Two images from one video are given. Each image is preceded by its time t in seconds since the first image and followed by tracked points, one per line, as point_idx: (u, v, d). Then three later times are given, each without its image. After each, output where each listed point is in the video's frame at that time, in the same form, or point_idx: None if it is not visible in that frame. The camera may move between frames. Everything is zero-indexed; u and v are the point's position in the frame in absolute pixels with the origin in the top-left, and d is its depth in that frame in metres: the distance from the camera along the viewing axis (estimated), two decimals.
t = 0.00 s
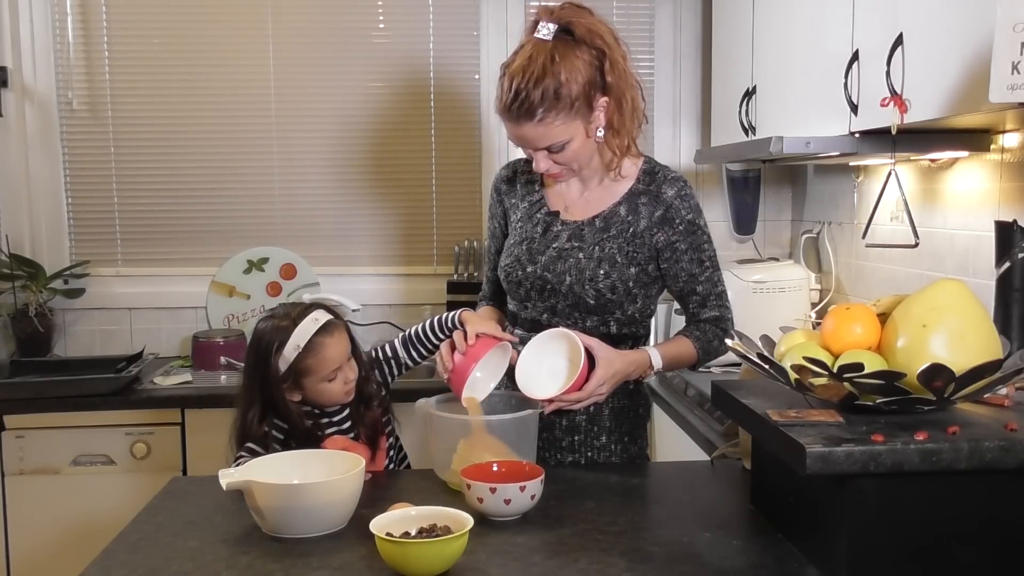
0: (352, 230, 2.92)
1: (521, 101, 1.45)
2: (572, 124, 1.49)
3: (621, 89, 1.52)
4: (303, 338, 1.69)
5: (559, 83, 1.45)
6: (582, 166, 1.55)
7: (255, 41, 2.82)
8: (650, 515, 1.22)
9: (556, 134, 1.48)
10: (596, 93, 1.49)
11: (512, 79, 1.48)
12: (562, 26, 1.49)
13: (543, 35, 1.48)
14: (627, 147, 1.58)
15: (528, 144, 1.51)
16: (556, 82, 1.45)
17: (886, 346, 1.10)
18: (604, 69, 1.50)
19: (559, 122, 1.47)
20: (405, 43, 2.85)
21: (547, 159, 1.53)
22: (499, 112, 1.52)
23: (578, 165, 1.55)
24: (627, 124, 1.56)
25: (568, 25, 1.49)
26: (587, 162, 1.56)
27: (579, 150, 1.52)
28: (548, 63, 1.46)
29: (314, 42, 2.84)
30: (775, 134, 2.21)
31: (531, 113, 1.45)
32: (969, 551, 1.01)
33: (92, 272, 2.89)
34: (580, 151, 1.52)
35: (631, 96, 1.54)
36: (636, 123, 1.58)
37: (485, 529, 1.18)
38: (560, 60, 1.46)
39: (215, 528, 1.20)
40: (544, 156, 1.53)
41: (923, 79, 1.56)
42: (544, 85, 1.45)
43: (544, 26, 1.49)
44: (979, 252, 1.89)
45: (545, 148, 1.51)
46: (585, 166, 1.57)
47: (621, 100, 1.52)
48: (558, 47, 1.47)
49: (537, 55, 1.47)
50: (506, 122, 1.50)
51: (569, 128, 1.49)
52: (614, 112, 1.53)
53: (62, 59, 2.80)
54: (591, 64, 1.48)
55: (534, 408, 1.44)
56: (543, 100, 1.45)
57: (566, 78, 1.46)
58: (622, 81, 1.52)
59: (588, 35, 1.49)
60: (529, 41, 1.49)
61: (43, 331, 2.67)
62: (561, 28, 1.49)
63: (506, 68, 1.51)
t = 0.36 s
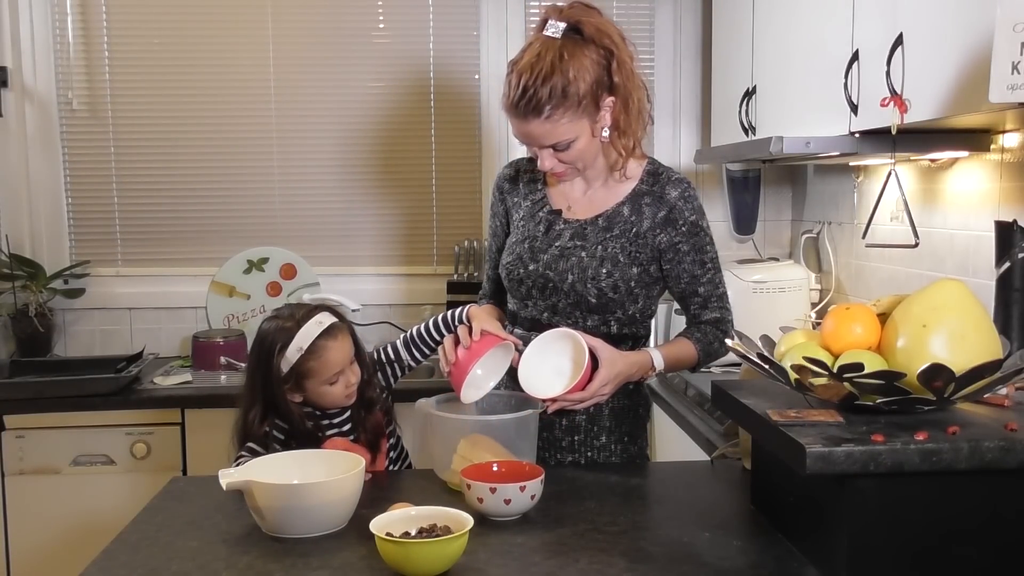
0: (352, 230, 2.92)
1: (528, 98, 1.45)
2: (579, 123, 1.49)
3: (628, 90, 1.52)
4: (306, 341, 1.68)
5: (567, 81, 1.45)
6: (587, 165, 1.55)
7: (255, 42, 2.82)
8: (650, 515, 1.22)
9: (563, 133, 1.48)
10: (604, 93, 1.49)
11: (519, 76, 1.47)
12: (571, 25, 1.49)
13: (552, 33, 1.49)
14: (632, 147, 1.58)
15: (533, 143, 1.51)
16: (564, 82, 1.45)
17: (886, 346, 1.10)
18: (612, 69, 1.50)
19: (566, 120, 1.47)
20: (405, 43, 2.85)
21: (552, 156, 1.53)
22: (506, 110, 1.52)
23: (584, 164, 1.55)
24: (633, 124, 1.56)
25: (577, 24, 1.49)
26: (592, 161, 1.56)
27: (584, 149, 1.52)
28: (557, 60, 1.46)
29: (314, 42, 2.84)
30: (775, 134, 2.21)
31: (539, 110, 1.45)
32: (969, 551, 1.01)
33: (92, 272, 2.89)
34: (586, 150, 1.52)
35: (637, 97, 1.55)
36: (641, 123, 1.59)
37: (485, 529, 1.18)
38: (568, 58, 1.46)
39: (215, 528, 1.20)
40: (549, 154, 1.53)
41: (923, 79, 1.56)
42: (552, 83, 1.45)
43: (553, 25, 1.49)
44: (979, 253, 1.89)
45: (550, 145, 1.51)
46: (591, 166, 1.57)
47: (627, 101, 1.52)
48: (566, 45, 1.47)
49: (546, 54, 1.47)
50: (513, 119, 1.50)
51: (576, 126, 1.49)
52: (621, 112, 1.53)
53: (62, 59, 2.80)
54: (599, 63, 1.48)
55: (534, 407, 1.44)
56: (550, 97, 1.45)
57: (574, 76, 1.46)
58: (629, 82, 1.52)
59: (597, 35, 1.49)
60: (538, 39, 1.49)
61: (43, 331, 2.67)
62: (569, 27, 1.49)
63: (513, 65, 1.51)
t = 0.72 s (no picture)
0: (352, 230, 2.92)
1: (531, 74, 1.47)
2: (581, 105, 1.49)
3: (631, 80, 1.55)
4: (303, 335, 1.69)
5: (570, 60, 1.47)
6: (587, 152, 1.55)
7: (255, 42, 2.82)
8: (650, 515, 1.22)
9: (565, 115, 1.49)
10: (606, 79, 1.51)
11: (524, 57, 1.50)
12: (577, 13, 1.52)
13: (558, 19, 1.52)
14: (633, 141, 1.59)
15: (534, 124, 1.51)
16: (568, 61, 1.47)
17: (886, 346, 1.10)
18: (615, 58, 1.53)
19: (568, 98, 1.48)
20: (405, 43, 2.85)
21: (552, 140, 1.52)
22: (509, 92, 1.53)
23: (585, 153, 1.55)
24: (633, 117, 1.58)
25: (584, 12, 1.53)
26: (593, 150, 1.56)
27: (585, 134, 1.52)
28: (561, 41, 1.48)
29: (314, 42, 2.84)
30: (774, 134, 2.21)
31: (541, 86, 1.46)
32: (969, 551, 1.01)
33: (92, 272, 2.89)
34: (587, 135, 1.53)
35: (639, 90, 1.57)
36: (642, 118, 1.60)
37: (485, 529, 1.18)
38: (573, 42, 1.48)
39: (215, 528, 1.20)
40: (550, 136, 1.52)
41: (923, 80, 1.56)
42: (556, 60, 1.46)
43: (560, 12, 1.53)
44: (979, 253, 1.89)
45: (551, 127, 1.51)
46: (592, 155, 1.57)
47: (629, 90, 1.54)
48: (572, 30, 1.50)
49: (551, 36, 1.49)
50: (515, 97, 1.50)
51: (579, 109, 1.49)
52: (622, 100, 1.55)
53: (62, 59, 2.80)
54: (604, 49, 1.51)
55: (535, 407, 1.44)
56: (553, 74, 1.46)
57: (578, 57, 1.48)
58: (632, 72, 1.54)
59: (603, 23, 1.52)
60: (544, 25, 1.53)
61: (44, 331, 2.67)
62: (575, 15, 1.52)
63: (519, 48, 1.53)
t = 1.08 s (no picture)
0: (351, 230, 2.92)
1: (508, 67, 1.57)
2: (552, 98, 1.54)
3: (617, 78, 1.54)
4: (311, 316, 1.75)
5: (540, 54, 1.53)
6: (572, 144, 1.59)
7: (255, 42, 2.82)
8: (650, 515, 1.22)
9: (540, 105, 1.55)
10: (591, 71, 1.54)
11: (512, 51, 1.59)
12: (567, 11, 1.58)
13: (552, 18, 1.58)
14: (630, 138, 1.57)
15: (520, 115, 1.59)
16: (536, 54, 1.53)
17: (886, 346, 1.10)
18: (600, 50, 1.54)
19: (536, 91, 1.54)
20: (405, 44, 2.85)
21: (536, 131, 1.60)
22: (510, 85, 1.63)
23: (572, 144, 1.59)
24: (627, 115, 1.56)
25: (574, 10, 1.57)
26: (581, 143, 1.59)
27: (563, 127, 1.57)
28: (539, 37, 1.55)
29: (314, 42, 2.84)
30: (774, 133, 2.21)
31: (512, 78, 1.55)
32: (969, 551, 1.01)
33: (92, 272, 2.88)
34: (565, 128, 1.57)
35: (633, 82, 1.55)
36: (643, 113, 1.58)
37: (485, 529, 1.18)
38: (551, 37, 1.55)
39: (215, 528, 1.20)
40: (534, 127, 1.59)
41: (923, 80, 1.56)
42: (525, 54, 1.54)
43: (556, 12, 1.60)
44: (979, 253, 1.89)
45: (531, 118, 1.58)
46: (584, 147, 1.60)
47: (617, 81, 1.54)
48: (557, 28, 1.56)
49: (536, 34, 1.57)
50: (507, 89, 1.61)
51: (549, 101, 1.54)
52: (610, 92, 1.54)
53: (62, 58, 2.80)
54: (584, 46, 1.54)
55: (535, 407, 1.43)
56: (521, 68, 1.54)
57: (549, 52, 1.53)
58: (621, 64, 1.54)
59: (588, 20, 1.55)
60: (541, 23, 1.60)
61: (43, 331, 2.67)
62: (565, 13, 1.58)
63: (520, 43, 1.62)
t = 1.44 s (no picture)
0: (351, 230, 2.92)
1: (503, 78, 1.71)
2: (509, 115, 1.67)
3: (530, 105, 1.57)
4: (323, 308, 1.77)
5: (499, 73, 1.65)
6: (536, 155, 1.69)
7: (255, 42, 2.82)
8: (650, 515, 1.22)
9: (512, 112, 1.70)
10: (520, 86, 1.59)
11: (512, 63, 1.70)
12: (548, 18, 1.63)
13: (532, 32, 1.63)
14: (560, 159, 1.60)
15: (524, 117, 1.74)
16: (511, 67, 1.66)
17: (886, 346, 1.10)
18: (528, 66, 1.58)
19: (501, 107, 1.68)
20: (404, 44, 2.85)
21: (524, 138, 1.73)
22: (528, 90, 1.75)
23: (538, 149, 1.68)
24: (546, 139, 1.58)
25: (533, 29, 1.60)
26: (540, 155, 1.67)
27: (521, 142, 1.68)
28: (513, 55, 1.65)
29: (314, 42, 2.84)
30: (774, 133, 2.21)
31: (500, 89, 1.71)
32: (969, 552, 1.01)
33: (92, 272, 2.88)
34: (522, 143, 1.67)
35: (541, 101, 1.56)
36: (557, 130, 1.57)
37: (485, 529, 1.18)
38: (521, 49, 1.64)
39: (215, 528, 1.20)
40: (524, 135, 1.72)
41: (923, 81, 1.56)
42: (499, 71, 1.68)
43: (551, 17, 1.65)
44: (979, 252, 1.89)
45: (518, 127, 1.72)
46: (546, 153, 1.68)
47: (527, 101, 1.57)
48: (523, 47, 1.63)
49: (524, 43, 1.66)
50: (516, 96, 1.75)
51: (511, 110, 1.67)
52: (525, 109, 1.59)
53: (62, 59, 2.80)
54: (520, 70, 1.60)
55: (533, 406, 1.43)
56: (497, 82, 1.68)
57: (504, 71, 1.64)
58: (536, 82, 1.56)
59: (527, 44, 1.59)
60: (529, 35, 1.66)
61: (43, 331, 2.67)
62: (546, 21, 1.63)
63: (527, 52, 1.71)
